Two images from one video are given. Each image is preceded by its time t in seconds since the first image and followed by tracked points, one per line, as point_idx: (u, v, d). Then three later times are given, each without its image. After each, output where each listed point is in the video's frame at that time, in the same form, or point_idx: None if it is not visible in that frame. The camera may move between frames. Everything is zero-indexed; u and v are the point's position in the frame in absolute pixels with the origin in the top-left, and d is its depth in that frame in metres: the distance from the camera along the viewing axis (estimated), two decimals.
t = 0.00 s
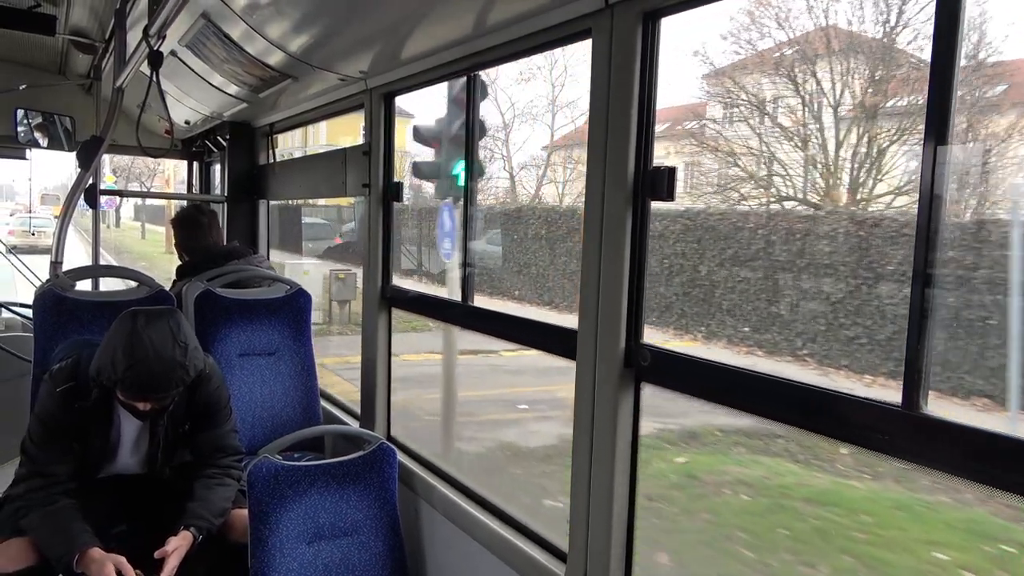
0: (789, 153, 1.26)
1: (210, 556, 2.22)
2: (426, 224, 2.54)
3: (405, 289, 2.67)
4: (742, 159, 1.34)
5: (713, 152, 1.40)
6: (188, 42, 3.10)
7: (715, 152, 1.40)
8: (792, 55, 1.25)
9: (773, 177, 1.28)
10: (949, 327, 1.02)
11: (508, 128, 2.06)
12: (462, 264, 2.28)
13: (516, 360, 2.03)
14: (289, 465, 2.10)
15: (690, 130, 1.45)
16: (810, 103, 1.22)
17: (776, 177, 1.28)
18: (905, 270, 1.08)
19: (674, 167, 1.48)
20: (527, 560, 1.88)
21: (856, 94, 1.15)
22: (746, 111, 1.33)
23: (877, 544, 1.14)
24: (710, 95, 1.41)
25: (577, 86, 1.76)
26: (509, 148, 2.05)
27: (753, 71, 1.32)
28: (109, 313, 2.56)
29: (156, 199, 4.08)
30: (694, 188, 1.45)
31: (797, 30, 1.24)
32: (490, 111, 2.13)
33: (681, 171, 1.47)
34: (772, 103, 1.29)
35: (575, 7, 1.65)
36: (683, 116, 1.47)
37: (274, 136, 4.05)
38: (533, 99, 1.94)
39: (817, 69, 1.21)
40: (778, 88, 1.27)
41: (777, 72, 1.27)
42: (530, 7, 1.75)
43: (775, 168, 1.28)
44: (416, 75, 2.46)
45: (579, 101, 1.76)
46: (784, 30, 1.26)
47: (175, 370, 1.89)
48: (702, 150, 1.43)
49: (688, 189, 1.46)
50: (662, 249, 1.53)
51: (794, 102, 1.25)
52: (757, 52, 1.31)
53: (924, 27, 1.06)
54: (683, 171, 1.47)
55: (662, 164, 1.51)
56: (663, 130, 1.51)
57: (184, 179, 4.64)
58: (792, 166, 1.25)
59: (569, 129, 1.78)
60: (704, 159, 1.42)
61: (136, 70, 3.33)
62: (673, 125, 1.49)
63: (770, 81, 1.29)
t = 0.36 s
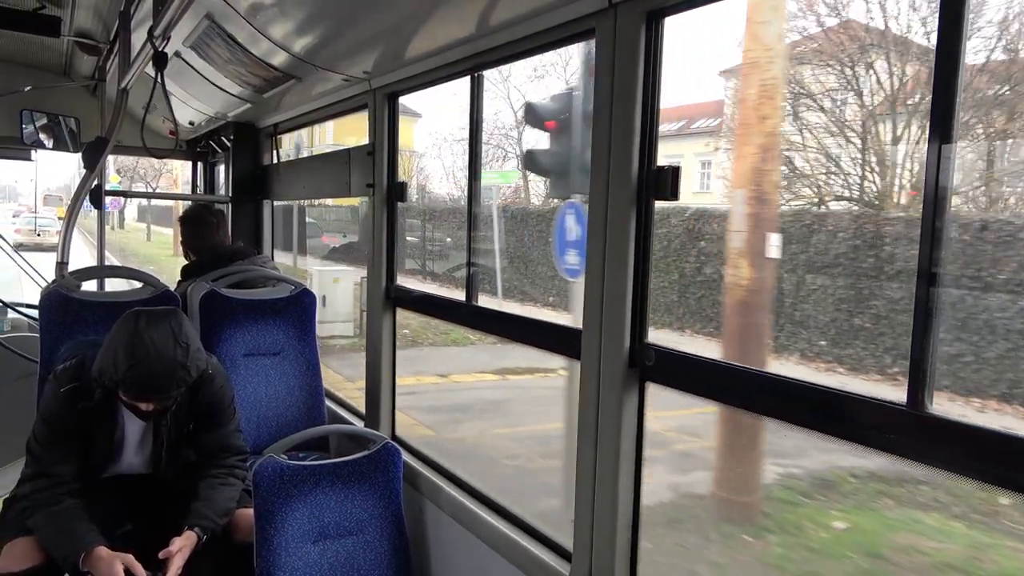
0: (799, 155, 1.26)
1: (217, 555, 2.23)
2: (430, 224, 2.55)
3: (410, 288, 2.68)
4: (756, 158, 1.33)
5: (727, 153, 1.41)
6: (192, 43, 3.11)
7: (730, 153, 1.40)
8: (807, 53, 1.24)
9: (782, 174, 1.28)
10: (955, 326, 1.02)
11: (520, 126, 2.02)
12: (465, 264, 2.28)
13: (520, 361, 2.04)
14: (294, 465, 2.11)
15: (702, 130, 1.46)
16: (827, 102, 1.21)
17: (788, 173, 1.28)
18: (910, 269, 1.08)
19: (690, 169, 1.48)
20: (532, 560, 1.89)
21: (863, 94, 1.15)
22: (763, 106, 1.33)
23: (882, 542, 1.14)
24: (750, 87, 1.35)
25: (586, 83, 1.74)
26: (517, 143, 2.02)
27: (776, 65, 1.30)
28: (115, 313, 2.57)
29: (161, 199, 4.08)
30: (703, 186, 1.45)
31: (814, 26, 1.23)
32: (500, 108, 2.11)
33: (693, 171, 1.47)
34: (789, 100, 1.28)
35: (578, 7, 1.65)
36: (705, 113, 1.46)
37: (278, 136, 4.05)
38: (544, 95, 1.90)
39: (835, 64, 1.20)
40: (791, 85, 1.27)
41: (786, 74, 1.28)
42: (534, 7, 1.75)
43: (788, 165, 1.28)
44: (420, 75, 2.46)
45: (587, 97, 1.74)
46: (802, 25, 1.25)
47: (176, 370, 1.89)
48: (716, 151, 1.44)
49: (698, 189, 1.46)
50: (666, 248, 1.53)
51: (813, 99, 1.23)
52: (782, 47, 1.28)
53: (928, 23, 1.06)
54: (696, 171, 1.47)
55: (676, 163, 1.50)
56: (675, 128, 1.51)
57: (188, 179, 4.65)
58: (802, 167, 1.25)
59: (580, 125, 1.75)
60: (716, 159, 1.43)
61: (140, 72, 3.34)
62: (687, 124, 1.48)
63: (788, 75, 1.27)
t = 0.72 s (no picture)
0: (821, 157, 1.22)
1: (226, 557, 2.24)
2: (438, 228, 2.56)
3: (418, 292, 2.69)
4: (783, 162, 1.29)
5: (746, 155, 1.36)
6: (203, 47, 3.13)
7: (751, 154, 1.35)
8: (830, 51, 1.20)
9: (804, 176, 1.25)
10: (962, 334, 1.03)
11: (536, 126, 1.99)
12: (473, 268, 2.29)
13: (528, 365, 2.04)
14: (303, 467, 2.12)
15: (719, 130, 1.43)
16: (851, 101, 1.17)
17: (813, 175, 1.24)
18: (919, 278, 1.08)
19: (708, 169, 1.45)
20: (539, 563, 1.89)
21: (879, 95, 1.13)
22: (787, 105, 1.29)
23: (888, 549, 1.15)
24: (788, 82, 1.28)
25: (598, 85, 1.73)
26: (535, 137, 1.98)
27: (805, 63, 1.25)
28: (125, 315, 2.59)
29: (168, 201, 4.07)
30: (720, 187, 1.42)
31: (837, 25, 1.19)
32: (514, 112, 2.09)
33: (712, 171, 1.44)
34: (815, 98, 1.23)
35: (588, 14, 1.66)
36: (723, 113, 1.42)
37: (286, 139, 4.07)
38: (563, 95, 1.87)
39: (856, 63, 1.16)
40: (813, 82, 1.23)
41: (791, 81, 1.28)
42: (545, 13, 1.75)
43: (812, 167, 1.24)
44: (429, 80, 2.48)
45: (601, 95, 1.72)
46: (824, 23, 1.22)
47: (185, 373, 1.90)
48: (734, 151, 1.39)
49: (715, 190, 1.43)
50: (674, 255, 1.54)
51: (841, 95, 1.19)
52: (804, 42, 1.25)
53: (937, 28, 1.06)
54: (714, 172, 1.44)
55: (695, 164, 1.48)
56: (693, 128, 1.49)
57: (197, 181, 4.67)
58: (824, 169, 1.22)
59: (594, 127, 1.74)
60: (734, 160, 1.39)
61: (152, 76, 3.37)
62: (703, 124, 1.47)
63: (807, 76, 1.25)
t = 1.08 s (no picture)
0: (838, 155, 1.18)
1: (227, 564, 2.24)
2: (439, 235, 2.57)
3: (419, 299, 2.70)
4: (803, 158, 1.23)
5: (763, 152, 1.31)
6: (206, 55, 3.14)
7: (771, 151, 1.29)
8: (856, 44, 1.15)
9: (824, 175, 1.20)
10: (958, 340, 1.03)
11: (547, 126, 1.95)
12: (474, 274, 2.30)
13: (528, 371, 2.05)
14: (304, 474, 2.13)
15: (736, 128, 1.38)
16: (857, 100, 1.15)
17: (832, 173, 1.19)
18: (913, 283, 1.09)
19: (723, 168, 1.41)
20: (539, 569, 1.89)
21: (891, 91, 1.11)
22: (806, 101, 1.23)
23: (883, 553, 1.15)
24: (807, 79, 1.24)
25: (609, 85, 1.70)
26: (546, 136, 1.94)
27: (819, 56, 1.21)
28: (127, 322, 2.60)
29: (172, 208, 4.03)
30: (737, 187, 1.37)
31: (846, 24, 1.18)
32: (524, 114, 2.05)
33: (728, 171, 1.40)
34: (833, 93, 1.19)
35: (587, 23, 1.67)
36: (737, 111, 1.38)
37: (288, 147, 4.09)
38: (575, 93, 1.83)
39: (873, 59, 1.13)
40: (831, 77, 1.19)
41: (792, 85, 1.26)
42: (544, 21, 1.76)
43: (830, 162, 1.19)
44: (429, 88, 2.49)
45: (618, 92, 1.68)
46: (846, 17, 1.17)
47: (190, 380, 1.91)
48: (750, 148, 1.34)
49: (731, 190, 1.39)
50: (671, 262, 1.54)
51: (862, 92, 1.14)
52: (820, 38, 1.21)
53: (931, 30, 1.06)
54: (730, 172, 1.39)
55: (710, 164, 1.44)
56: (707, 127, 1.46)
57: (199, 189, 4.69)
58: (842, 166, 1.17)
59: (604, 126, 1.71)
60: (750, 159, 1.34)
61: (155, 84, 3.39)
62: (717, 123, 1.44)
63: (825, 72, 1.20)
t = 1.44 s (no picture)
0: (847, 159, 1.17)
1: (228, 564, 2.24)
2: (441, 237, 2.57)
3: (421, 301, 2.70)
4: (826, 155, 1.21)
5: (780, 151, 1.29)
6: (210, 57, 3.15)
7: (788, 150, 1.27)
8: (881, 37, 1.13)
9: (851, 176, 1.17)
10: (962, 346, 1.03)
11: (559, 124, 1.92)
12: (477, 276, 2.30)
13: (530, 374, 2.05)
14: (306, 475, 2.13)
15: (753, 126, 1.35)
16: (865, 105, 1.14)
17: (857, 173, 1.16)
18: (918, 289, 1.09)
19: (740, 168, 1.38)
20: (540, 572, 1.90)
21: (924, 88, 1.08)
22: (824, 99, 1.22)
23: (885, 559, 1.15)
24: (823, 80, 1.23)
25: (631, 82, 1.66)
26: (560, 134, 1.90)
27: (837, 53, 1.20)
28: (130, 322, 2.60)
29: (171, 208, 4.09)
30: (754, 186, 1.34)
31: (857, 26, 1.18)
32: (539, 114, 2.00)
33: (744, 171, 1.37)
34: (857, 90, 1.16)
35: (592, 27, 1.68)
36: (753, 109, 1.36)
37: (291, 149, 4.10)
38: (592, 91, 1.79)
39: (905, 56, 1.10)
40: (858, 74, 1.16)
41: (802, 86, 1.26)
42: (549, 26, 1.77)
43: (854, 162, 1.16)
44: (433, 91, 2.50)
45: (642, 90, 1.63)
46: (874, 12, 1.15)
47: (198, 380, 1.92)
48: (767, 147, 1.31)
49: (748, 190, 1.36)
50: (675, 266, 1.54)
51: (891, 90, 1.12)
52: (836, 36, 1.21)
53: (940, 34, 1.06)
54: (746, 172, 1.36)
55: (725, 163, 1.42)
56: (720, 125, 1.44)
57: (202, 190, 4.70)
58: (868, 167, 1.14)
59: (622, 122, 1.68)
60: (768, 158, 1.31)
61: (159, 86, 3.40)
62: (731, 122, 1.41)
63: (858, 67, 1.16)
